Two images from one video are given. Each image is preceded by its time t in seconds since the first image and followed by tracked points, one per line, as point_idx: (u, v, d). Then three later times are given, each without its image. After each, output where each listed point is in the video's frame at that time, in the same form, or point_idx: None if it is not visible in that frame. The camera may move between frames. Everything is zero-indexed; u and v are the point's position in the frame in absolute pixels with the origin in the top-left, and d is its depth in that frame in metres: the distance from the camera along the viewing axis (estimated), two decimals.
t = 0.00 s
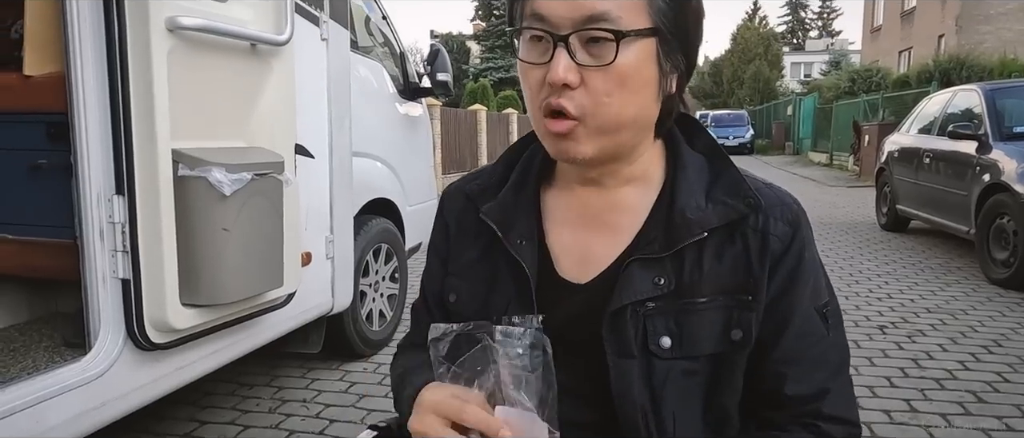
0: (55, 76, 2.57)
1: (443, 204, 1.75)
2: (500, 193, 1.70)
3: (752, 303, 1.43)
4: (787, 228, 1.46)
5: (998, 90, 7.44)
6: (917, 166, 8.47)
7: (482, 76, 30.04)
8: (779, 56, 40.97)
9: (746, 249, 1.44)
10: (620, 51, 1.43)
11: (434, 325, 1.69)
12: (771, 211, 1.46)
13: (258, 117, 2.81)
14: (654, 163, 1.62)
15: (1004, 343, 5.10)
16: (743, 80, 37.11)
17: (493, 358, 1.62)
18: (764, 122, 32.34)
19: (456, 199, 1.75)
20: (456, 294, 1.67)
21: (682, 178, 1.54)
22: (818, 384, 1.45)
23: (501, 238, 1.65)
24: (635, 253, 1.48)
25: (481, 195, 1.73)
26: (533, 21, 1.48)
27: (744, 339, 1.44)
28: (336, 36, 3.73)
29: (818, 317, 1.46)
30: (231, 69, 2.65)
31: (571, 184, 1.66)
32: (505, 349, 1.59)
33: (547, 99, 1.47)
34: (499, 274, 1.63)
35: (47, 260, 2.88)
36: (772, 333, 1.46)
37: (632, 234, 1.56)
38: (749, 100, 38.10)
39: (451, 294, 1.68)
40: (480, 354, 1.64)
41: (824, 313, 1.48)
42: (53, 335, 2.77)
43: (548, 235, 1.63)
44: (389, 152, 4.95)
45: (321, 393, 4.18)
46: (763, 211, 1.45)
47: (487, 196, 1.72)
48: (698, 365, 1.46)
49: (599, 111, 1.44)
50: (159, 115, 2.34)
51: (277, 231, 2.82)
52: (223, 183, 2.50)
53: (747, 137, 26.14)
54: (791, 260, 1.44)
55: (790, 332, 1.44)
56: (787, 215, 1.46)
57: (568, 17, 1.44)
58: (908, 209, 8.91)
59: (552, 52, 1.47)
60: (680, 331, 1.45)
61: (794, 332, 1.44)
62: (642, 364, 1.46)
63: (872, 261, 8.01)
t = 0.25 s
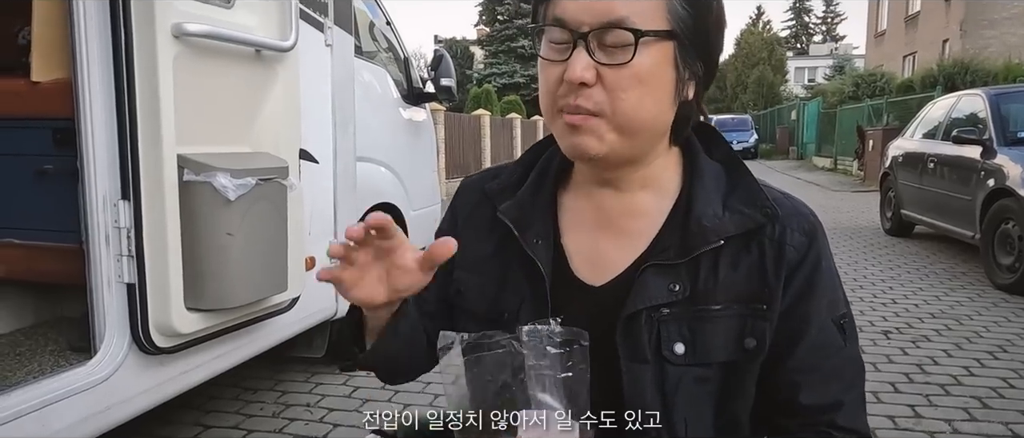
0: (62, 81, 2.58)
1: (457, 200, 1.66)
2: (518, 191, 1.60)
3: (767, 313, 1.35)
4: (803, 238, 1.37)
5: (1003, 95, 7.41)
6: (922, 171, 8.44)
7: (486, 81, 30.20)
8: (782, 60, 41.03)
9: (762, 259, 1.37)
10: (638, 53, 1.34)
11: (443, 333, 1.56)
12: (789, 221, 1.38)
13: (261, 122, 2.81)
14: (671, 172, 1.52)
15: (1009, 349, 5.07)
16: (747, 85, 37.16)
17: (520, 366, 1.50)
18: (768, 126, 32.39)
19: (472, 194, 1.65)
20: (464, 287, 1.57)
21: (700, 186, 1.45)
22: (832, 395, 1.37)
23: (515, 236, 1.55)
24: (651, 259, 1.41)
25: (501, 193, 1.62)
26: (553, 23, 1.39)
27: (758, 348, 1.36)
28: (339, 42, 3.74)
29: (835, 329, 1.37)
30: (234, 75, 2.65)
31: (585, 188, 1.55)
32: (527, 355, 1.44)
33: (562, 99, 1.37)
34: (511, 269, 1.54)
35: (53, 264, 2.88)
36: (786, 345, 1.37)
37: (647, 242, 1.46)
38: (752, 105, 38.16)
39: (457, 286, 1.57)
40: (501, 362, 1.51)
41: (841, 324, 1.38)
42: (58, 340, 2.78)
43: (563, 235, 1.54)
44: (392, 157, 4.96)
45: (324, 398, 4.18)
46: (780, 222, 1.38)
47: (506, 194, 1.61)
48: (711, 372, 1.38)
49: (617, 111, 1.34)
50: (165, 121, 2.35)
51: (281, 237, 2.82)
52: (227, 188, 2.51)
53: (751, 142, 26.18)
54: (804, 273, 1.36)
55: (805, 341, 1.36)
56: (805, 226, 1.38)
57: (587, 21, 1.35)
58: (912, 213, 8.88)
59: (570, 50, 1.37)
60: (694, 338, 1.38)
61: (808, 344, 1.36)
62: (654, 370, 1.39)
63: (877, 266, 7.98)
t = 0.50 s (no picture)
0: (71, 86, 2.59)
1: (468, 200, 1.62)
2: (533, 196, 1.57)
3: (786, 320, 1.34)
4: (822, 246, 1.37)
5: (1010, 98, 7.39)
6: (928, 175, 8.42)
7: (490, 84, 30.20)
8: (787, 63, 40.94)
9: (779, 266, 1.36)
10: (659, 58, 1.34)
11: (463, 320, 1.53)
12: (807, 228, 1.38)
13: (270, 127, 2.83)
14: (687, 176, 1.51)
15: (1018, 354, 5.04)
16: (751, 88, 37.09)
17: (537, 356, 1.45)
18: (772, 130, 32.32)
19: (485, 194, 1.60)
20: (472, 285, 1.54)
21: (716, 192, 1.45)
22: (847, 404, 1.36)
23: (530, 238, 1.53)
24: (668, 265, 1.40)
25: (515, 196, 1.59)
26: (574, 25, 1.38)
27: (775, 355, 1.34)
28: (347, 46, 3.76)
29: (853, 337, 1.37)
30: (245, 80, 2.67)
31: (602, 192, 1.54)
32: (545, 345, 1.42)
33: (581, 104, 1.36)
34: (525, 272, 1.52)
35: (62, 267, 2.90)
36: (802, 352, 1.36)
37: (663, 246, 1.46)
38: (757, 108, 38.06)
39: (464, 284, 1.55)
40: (514, 352, 1.47)
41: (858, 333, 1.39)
42: (66, 343, 2.79)
43: (579, 238, 1.53)
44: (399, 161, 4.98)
45: (330, 401, 4.18)
46: (798, 229, 1.37)
47: (522, 197, 1.57)
48: (727, 379, 1.36)
49: (637, 117, 1.33)
50: (173, 126, 2.36)
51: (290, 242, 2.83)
52: (236, 193, 2.51)
53: (755, 145, 26.10)
54: (825, 276, 1.35)
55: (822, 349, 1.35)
56: (822, 233, 1.38)
57: (609, 24, 1.35)
58: (919, 217, 8.85)
59: (590, 55, 1.36)
60: (711, 345, 1.36)
61: (826, 352, 1.35)
62: (670, 376, 1.37)
63: (883, 270, 7.95)
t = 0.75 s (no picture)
0: (81, 94, 2.62)
1: (476, 207, 1.58)
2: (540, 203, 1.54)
3: (795, 331, 1.31)
4: (830, 255, 1.33)
5: (1019, 104, 7.34)
6: (937, 181, 8.36)
7: (496, 90, 30.25)
8: (794, 69, 40.86)
9: (787, 276, 1.33)
10: (667, 67, 1.32)
11: (473, 328, 1.45)
12: (815, 237, 1.34)
13: (277, 134, 2.83)
14: (695, 186, 1.49)
15: None
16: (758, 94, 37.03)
17: (548, 369, 1.36)
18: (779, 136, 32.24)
19: (491, 202, 1.58)
20: (478, 295, 1.49)
21: (723, 202, 1.43)
22: (859, 415, 1.33)
23: (534, 248, 1.50)
24: (673, 276, 1.38)
25: (522, 205, 1.56)
26: (579, 33, 1.36)
27: (784, 366, 1.31)
28: (354, 53, 3.78)
29: (864, 347, 1.34)
30: (250, 87, 2.67)
31: (608, 200, 1.52)
32: (556, 354, 1.35)
33: (587, 114, 1.34)
34: (530, 282, 1.48)
35: (69, 273, 2.91)
36: (811, 364, 1.34)
37: (669, 257, 1.43)
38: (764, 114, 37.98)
39: (470, 293, 1.50)
40: (524, 363, 1.38)
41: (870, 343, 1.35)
42: (74, 349, 2.80)
43: (584, 247, 1.50)
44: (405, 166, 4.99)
45: (336, 407, 4.17)
46: (807, 238, 1.34)
47: (528, 206, 1.54)
48: (736, 391, 1.34)
49: (644, 127, 1.32)
50: (180, 132, 2.36)
51: (295, 249, 2.82)
52: (243, 199, 2.52)
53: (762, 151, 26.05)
54: (834, 286, 1.32)
55: (833, 360, 1.32)
56: (831, 241, 1.34)
57: (615, 32, 1.32)
58: (927, 224, 8.79)
59: (597, 65, 1.35)
60: (719, 356, 1.33)
61: (836, 362, 1.32)
62: (677, 388, 1.35)
63: (892, 276, 7.90)
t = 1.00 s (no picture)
0: (87, 99, 2.63)
1: (474, 216, 1.57)
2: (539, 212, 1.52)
3: (795, 342, 1.29)
4: (831, 264, 1.32)
5: None
6: (946, 185, 8.30)
7: (503, 93, 30.26)
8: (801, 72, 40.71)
9: (787, 286, 1.31)
10: (664, 76, 1.31)
11: (470, 345, 1.46)
12: (816, 247, 1.33)
13: (281, 139, 2.83)
14: (694, 194, 1.47)
15: None
16: (765, 96, 36.90)
17: (548, 387, 1.37)
18: (787, 138, 32.12)
19: (489, 210, 1.56)
20: (476, 305, 1.48)
21: (721, 211, 1.40)
22: (863, 425, 1.32)
23: (532, 258, 1.48)
24: (673, 287, 1.36)
25: (519, 215, 1.53)
26: (576, 42, 1.35)
27: (785, 378, 1.30)
28: (359, 57, 3.78)
29: (867, 358, 1.32)
30: (254, 93, 2.67)
31: (606, 209, 1.49)
32: (556, 371, 1.35)
33: (584, 123, 1.33)
34: (529, 293, 1.46)
35: (70, 277, 2.91)
36: (813, 375, 1.33)
37: (669, 267, 1.41)
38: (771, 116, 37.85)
39: (468, 304, 1.49)
40: (525, 380, 1.38)
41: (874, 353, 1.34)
42: (80, 353, 2.81)
43: (582, 257, 1.48)
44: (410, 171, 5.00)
45: (341, 411, 4.17)
46: (807, 247, 1.32)
47: (525, 217, 1.51)
48: (736, 402, 1.33)
49: (642, 135, 1.30)
50: (186, 137, 2.37)
51: (299, 254, 2.82)
52: (248, 204, 2.52)
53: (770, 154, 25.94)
54: (835, 296, 1.31)
55: (835, 371, 1.30)
56: (832, 251, 1.32)
57: (612, 40, 1.31)
58: (936, 228, 8.73)
59: (593, 73, 1.34)
60: (719, 368, 1.32)
61: (838, 373, 1.31)
62: (678, 401, 1.34)
63: (900, 281, 7.84)
